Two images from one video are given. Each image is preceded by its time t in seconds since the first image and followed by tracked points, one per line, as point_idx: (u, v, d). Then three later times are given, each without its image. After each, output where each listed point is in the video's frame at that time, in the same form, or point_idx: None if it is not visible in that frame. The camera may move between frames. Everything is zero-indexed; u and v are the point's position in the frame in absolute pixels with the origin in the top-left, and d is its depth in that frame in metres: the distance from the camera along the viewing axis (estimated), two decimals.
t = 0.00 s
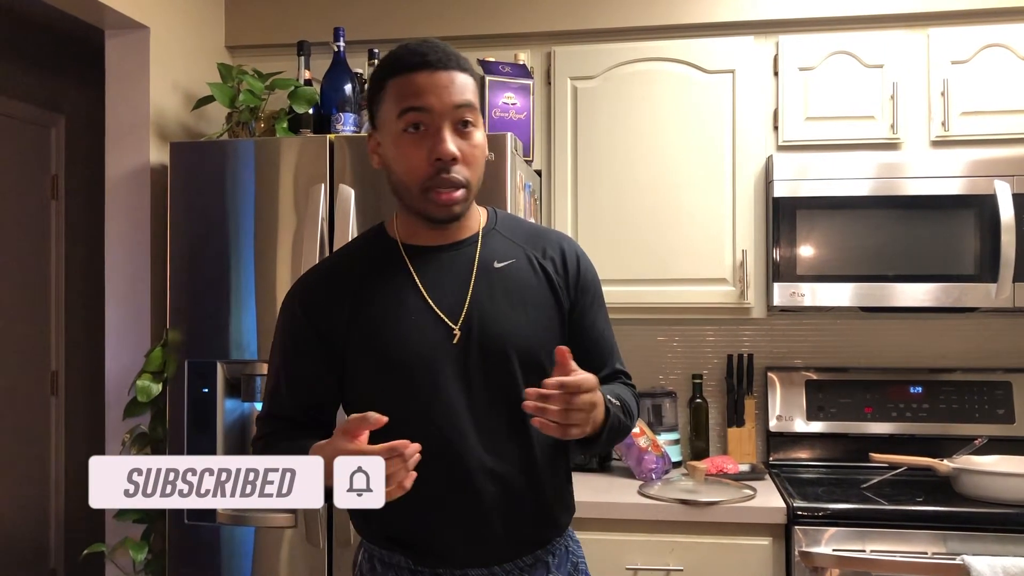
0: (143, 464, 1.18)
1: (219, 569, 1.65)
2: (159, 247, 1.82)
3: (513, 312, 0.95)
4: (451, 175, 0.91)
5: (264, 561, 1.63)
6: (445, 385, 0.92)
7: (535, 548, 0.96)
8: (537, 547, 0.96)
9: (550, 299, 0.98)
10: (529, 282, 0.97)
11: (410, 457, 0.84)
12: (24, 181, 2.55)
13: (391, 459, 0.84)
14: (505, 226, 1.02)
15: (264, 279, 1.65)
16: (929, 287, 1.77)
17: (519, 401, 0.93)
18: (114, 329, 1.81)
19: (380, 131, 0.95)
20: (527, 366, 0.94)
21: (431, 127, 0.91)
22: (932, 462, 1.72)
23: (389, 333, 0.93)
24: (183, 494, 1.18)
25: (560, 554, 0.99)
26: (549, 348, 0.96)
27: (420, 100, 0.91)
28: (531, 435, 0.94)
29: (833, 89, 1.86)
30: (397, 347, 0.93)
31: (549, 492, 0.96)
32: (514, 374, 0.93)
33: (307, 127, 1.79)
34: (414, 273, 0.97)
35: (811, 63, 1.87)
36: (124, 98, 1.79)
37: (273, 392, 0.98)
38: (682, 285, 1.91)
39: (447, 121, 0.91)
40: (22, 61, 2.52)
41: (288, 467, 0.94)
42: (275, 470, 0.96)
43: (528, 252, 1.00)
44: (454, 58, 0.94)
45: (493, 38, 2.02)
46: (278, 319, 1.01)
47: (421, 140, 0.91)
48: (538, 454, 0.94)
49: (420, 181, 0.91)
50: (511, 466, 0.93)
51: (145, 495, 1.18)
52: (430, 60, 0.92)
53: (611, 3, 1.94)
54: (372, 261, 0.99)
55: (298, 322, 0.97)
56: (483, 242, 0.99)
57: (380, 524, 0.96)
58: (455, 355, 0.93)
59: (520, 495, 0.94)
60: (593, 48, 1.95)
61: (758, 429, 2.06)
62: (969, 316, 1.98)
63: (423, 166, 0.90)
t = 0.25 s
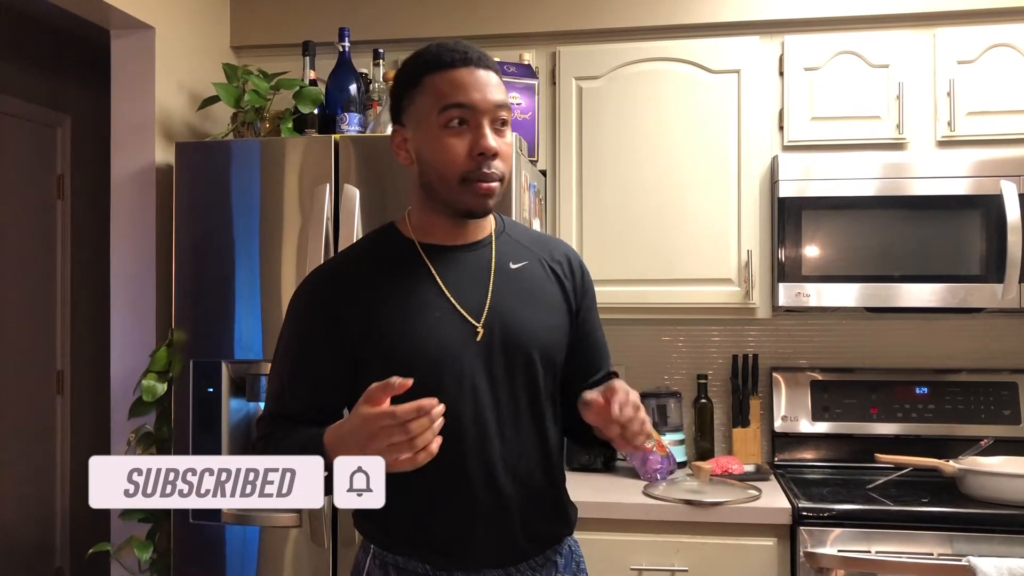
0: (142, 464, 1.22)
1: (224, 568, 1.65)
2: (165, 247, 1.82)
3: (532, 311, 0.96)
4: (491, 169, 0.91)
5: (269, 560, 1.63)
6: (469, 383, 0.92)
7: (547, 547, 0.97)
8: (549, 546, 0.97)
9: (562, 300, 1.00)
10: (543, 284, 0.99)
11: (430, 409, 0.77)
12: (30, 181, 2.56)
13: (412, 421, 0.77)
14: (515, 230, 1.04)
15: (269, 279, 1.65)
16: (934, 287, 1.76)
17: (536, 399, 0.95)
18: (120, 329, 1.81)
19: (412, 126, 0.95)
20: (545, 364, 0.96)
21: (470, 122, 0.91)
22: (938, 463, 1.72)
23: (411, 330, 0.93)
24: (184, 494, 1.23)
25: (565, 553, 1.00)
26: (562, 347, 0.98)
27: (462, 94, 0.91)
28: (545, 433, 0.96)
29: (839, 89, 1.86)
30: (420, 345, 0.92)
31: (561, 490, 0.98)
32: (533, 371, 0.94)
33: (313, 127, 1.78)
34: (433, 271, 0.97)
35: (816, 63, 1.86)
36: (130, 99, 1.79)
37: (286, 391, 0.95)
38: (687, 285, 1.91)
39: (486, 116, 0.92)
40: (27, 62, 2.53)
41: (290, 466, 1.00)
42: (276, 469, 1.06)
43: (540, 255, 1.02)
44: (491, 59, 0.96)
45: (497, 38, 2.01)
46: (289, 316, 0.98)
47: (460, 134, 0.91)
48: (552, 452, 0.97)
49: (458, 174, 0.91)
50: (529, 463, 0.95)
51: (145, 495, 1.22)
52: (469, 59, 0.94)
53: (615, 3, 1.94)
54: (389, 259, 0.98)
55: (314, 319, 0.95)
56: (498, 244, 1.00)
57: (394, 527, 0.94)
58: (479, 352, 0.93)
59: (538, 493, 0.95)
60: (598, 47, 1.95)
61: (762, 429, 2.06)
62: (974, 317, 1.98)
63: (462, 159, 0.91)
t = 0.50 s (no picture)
0: (142, 465, 1.24)
1: (225, 568, 1.65)
2: (165, 247, 1.82)
3: (538, 311, 0.97)
4: (498, 167, 0.91)
5: (269, 561, 1.63)
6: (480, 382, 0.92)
7: (549, 546, 0.97)
8: (551, 546, 0.97)
9: (564, 302, 1.02)
10: (547, 286, 1.00)
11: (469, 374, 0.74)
12: (31, 182, 2.56)
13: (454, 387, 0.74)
14: (519, 233, 1.05)
15: (270, 279, 1.65)
16: (936, 287, 1.76)
17: (542, 397, 0.96)
18: (121, 329, 1.81)
19: (420, 126, 0.95)
20: (550, 364, 0.97)
21: (477, 121, 0.92)
22: (939, 463, 1.72)
23: (423, 328, 0.92)
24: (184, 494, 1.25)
25: (568, 553, 1.00)
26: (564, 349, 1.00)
27: (468, 94, 0.92)
28: (548, 431, 0.97)
29: (840, 89, 1.85)
30: (430, 341, 0.92)
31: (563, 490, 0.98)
32: (539, 370, 0.95)
33: (314, 127, 1.79)
34: (443, 267, 0.97)
35: (818, 63, 1.86)
36: (130, 99, 1.79)
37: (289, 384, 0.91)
38: (688, 284, 1.91)
39: (493, 116, 0.92)
40: (28, 62, 2.53)
41: (290, 466, 0.99)
42: (275, 470, 1.06)
43: (543, 258, 1.03)
44: (496, 61, 0.96)
45: (498, 38, 2.01)
46: (294, 308, 0.95)
47: (467, 134, 0.91)
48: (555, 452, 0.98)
49: (465, 173, 0.91)
50: (534, 461, 0.95)
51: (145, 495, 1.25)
52: (475, 60, 0.94)
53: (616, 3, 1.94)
54: (399, 256, 0.97)
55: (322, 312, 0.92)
56: (502, 246, 1.01)
57: (399, 527, 0.93)
58: (489, 351, 0.93)
59: (542, 491, 0.95)
60: (599, 47, 1.94)
61: (764, 429, 2.06)
62: (976, 316, 1.97)
63: (469, 157, 0.91)
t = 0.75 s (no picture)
0: (142, 465, 1.25)
1: (224, 569, 1.65)
2: (163, 247, 1.82)
3: (537, 310, 0.96)
4: (469, 167, 0.91)
5: (268, 562, 1.63)
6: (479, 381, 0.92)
7: (548, 547, 0.97)
8: (550, 548, 0.97)
9: (566, 302, 1.01)
10: (548, 286, 1.00)
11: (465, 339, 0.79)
12: (30, 182, 2.56)
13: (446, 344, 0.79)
14: (520, 233, 1.05)
15: (268, 278, 1.64)
16: (935, 285, 1.76)
17: (540, 395, 0.95)
18: (120, 329, 1.81)
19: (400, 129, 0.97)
20: (551, 364, 0.97)
21: (449, 120, 0.92)
22: (939, 461, 1.71)
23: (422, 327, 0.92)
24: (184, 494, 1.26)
25: (570, 555, 0.99)
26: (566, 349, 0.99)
27: (440, 94, 0.92)
28: (545, 429, 0.96)
29: (838, 87, 1.85)
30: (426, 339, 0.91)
31: (561, 489, 0.98)
32: (536, 368, 0.95)
33: (310, 127, 1.77)
34: (441, 265, 0.97)
35: (816, 61, 1.86)
36: (128, 99, 1.79)
37: (291, 385, 0.92)
38: (687, 283, 1.91)
39: (464, 114, 0.92)
40: (26, 63, 2.53)
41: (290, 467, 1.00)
42: (275, 469, 1.07)
43: (545, 257, 1.02)
44: (475, 56, 0.95)
45: (496, 37, 2.01)
46: (296, 307, 0.95)
47: (438, 134, 0.92)
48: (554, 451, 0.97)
49: (437, 173, 0.92)
50: (531, 460, 0.95)
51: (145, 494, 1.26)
52: (450, 57, 0.94)
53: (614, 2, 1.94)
54: (399, 255, 0.97)
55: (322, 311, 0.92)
56: (503, 245, 1.01)
57: (396, 527, 0.93)
58: (488, 350, 0.93)
59: (539, 491, 0.95)
60: (596, 46, 1.94)
61: (763, 428, 2.05)
62: (975, 315, 1.97)
63: (439, 158, 0.91)
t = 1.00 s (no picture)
0: (143, 465, 1.22)
1: (222, 569, 1.65)
2: (161, 247, 1.81)
3: (537, 308, 0.96)
4: (458, 167, 0.91)
5: (266, 562, 1.63)
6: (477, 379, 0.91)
7: (549, 547, 0.96)
8: (551, 548, 0.96)
9: (569, 299, 1.00)
10: (550, 284, 0.99)
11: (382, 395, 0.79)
12: (27, 182, 2.55)
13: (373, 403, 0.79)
14: (524, 231, 1.04)
15: (265, 278, 1.64)
16: (933, 283, 1.76)
17: (540, 393, 0.95)
18: (117, 330, 1.81)
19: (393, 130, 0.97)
20: (551, 363, 0.96)
21: (437, 121, 0.92)
22: (937, 459, 1.71)
23: (419, 326, 0.92)
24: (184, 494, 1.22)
25: (573, 556, 0.99)
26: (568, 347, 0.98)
27: (426, 95, 0.92)
28: (547, 427, 0.95)
29: (835, 85, 1.85)
30: (423, 338, 0.91)
31: (563, 489, 0.97)
32: (537, 367, 0.94)
33: (308, 127, 1.79)
34: (440, 265, 0.97)
35: (813, 59, 1.86)
36: (124, 99, 1.78)
37: (291, 386, 0.94)
38: (684, 282, 1.90)
39: (452, 115, 0.92)
40: (23, 63, 2.53)
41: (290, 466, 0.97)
42: (275, 470, 1.04)
43: (547, 255, 1.02)
44: (464, 54, 0.95)
45: (493, 36, 2.01)
46: (297, 310, 0.97)
47: (427, 134, 0.92)
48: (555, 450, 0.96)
49: (427, 174, 0.92)
50: (531, 459, 0.94)
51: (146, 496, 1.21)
52: (438, 57, 0.94)
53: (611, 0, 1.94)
54: (400, 255, 0.98)
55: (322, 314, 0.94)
56: (505, 243, 1.01)
57: (396, 525, 0.93)
58: (485, 348, 0.92)
59: (538, 490, 0.94)
60: (594, 44, 1.94)
61: (761, 427, 2.05)
62: (972, 313, 1.97)
63: (429, 159, 0.92)
